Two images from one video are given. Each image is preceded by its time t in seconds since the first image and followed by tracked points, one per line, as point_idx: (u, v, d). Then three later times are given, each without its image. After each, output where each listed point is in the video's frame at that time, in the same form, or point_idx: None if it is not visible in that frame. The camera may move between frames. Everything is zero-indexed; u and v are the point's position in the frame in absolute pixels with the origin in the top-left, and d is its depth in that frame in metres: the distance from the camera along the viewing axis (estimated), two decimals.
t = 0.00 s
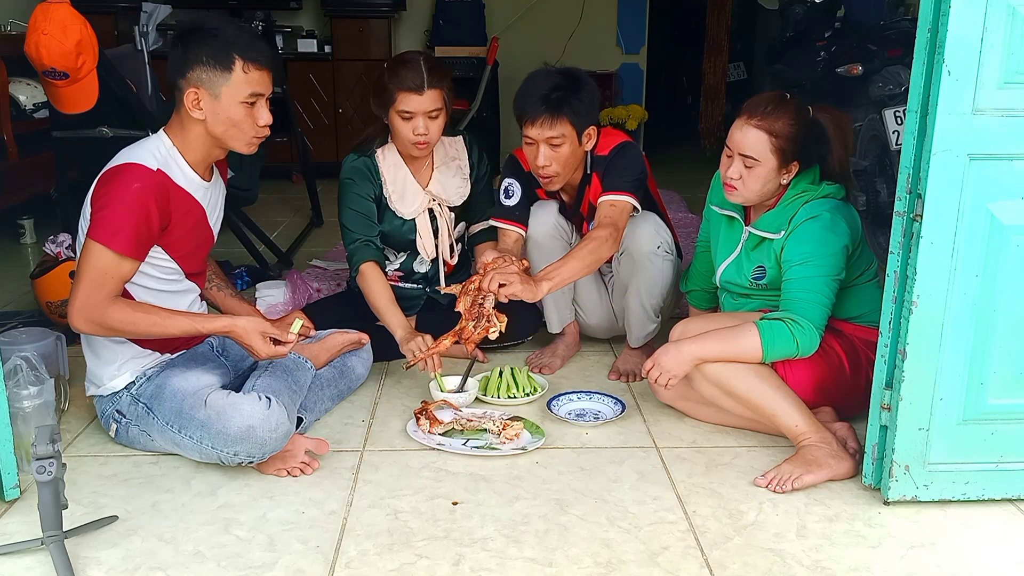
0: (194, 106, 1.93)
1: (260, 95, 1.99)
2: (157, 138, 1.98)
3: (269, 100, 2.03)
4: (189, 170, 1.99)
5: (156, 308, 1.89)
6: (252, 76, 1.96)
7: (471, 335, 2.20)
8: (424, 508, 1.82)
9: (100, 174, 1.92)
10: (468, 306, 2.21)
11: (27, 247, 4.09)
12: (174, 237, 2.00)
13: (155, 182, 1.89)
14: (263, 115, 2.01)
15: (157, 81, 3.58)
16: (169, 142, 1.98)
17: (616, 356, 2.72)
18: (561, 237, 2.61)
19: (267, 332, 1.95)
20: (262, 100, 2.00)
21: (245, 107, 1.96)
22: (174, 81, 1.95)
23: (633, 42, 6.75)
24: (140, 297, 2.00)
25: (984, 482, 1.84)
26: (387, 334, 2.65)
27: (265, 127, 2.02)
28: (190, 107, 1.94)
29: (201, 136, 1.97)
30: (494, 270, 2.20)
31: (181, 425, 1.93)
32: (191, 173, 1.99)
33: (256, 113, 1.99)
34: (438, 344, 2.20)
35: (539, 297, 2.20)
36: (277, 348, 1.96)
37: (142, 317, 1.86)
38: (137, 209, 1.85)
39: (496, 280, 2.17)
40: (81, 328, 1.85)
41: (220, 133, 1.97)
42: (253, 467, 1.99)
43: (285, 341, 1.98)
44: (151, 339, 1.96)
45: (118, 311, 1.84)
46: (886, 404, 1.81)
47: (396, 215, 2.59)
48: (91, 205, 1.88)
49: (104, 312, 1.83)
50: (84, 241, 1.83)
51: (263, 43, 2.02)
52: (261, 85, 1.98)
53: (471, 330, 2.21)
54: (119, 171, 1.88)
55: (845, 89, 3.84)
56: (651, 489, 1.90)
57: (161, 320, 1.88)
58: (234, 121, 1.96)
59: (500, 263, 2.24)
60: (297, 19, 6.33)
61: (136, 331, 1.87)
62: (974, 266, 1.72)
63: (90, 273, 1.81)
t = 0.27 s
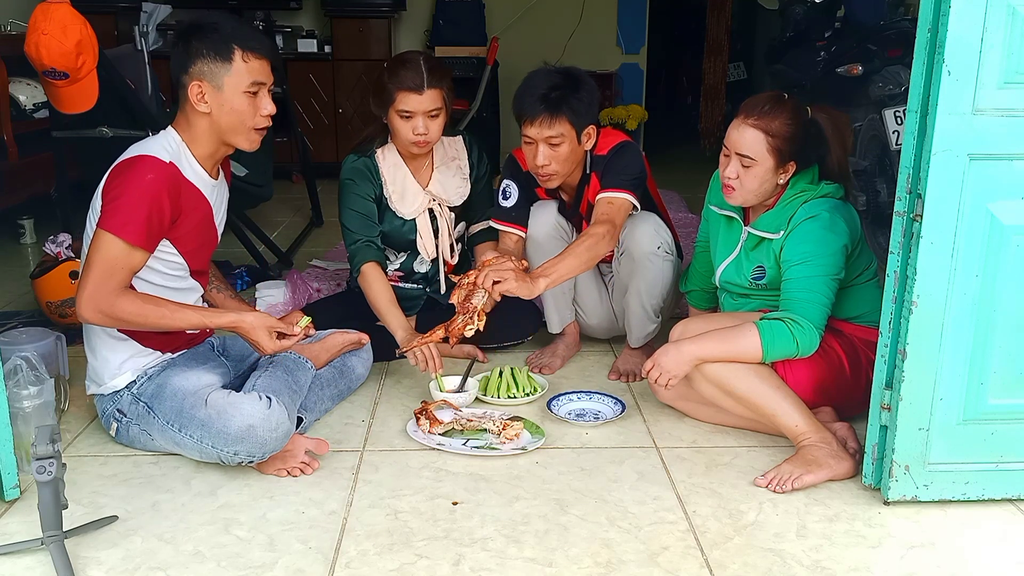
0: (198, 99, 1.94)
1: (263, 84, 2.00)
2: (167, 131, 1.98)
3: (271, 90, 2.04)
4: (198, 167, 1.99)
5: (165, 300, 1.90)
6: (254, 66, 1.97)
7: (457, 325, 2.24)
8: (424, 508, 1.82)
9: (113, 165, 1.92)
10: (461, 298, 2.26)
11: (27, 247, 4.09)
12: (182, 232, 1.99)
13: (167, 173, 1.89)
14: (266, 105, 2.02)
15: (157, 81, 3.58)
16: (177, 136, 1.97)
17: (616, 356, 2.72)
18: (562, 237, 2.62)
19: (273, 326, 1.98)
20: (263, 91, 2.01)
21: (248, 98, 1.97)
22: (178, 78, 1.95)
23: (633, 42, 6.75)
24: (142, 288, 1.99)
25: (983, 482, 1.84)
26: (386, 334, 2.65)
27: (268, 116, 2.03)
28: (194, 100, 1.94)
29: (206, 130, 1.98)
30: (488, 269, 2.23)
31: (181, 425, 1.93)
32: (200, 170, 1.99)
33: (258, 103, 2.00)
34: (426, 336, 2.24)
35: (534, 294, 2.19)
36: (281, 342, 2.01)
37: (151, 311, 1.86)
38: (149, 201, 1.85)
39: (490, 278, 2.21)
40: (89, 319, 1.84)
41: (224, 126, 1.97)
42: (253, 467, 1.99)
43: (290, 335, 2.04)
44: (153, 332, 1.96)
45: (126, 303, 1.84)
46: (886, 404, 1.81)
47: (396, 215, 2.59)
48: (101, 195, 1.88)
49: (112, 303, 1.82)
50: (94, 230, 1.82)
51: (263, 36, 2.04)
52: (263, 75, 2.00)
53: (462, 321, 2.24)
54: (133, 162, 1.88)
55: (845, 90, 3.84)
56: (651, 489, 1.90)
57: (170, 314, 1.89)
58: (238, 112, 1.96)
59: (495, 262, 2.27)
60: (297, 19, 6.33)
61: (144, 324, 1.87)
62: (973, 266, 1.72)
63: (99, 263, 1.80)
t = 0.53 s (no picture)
0: (193, 96, 1.94)
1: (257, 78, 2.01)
2: (168, 130, 1.98)
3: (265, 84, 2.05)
4: (200, 166, 1.99)
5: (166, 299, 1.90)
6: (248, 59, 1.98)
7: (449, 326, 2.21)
8: (424, 508, 1.82)
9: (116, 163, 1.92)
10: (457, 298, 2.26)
11: (27, 247, 4.09)
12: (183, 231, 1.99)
13: (170, 171, 1.90)
14: (261, 97, 2.01)
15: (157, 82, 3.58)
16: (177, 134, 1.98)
17: (616, 356, 2.72)
18: (562, 238, 2.62)
19: (273, 326, 1.99)
20: (258, 84, 2.01)
21: (242, 91, 1.97)
22: (172, 76, 1.96)
23: (633, 42, 6.75)
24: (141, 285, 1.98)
25: (984, 482, 1.84)
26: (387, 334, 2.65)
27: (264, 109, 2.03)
28: (189, 97, 1.95)
29: (203, 126, 1.98)
30: (482, 269, 2.22)
31: (181, 425, 1.93)
32: (201, 169, 1.99)
33: (254, 96, 1.99)
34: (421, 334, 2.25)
35: (530, 293, 2.19)
36: (280, 341, 2.02)
37: (152, 309, 1.86)
38: (151, 198, 1.85)
39: (485, 279, 2.19)
40: (90, 317, 1.84)
41: (221, 121, 1.97)
42: (253, 467, 1.99)
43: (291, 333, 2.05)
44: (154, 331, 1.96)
45: (128, 301, 1.83)
46: (886, 403, 1.81)
47: (396, 215, 2.59)
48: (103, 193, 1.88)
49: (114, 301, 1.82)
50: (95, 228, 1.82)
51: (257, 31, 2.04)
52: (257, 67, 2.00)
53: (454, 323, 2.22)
54: (134, 160, 1.88)
55: (845, 90, 3.84)
56: (651, 489, 1.90)
57: (171, 312, 1.89)
58: (234, 106, 1.96)
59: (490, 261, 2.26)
60: (297, 19, 6.33)
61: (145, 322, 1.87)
62: (973, 266, 1.72)
63: (101, 260, 1.80)
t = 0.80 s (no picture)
0: (183, 96, 1.94)
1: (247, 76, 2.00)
2: (158, 132, 1.97)
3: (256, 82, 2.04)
4: (191, 167, 2.00)
5: (159, 303, 1.91)
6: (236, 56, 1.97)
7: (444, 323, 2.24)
8: (424, 508, 1.82)
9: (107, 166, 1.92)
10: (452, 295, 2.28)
11: (27, 247, 4.09)
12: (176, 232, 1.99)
13: (161, 174, 1.89)
14: (253, 96, 2.00)
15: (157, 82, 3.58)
16: (169, 135, 1.98)
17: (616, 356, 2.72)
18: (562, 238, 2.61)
19: (267, 330, 1.99)
20: (248, 82, 2.01)
21: (232, 90, 1.96)
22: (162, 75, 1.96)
23: (633, 42, 6.75)
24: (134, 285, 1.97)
25: (984, 482, 1.84)
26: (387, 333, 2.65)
27: (255, 108, 2.01)
28: (180, 97, 1.94)
29: (195, 127, 1.97)
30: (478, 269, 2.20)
31: (181, 425, 1.93)
32: (194, 171, 2.00)
33: (244, 95, 1.99)
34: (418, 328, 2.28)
35: (527, 292, 2.18)
36: (273, 344, 2.01)
37: (145, 312, 1.87)
38: (142, 202, 1.85)
39: (479, 278, 2.18)
40: (83, 321, 1.84)
41: (211, 120, 1.97)
42: (253, 467, 1.99)
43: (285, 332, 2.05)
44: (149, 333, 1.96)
45: (121, 304, 1.84)
46: (886, 403, 1.81)
47: (396, 215, 2.59)
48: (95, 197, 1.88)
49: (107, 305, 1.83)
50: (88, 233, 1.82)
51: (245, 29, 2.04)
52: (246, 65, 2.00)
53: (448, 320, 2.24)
54: (125, 163, 1.87)
55: (845, 89, 3.84)
56: (651, 489, 1.90)
57: (165, 316, 1.89)
58: (224, 105, 1.96)
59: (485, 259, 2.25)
60: (297, 19, 6.33)
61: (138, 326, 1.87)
62: (974, 266, 1.72)
63: (93, 265, 1.80)
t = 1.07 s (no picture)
0: (184, 100, 1.94)
1: (251, 83, 2.00)
2: (154, 136, 1.97)
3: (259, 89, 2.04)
4: (189, 170, 1.99)
5: (153, 309, 1.91)
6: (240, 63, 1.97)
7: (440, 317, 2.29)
8: (424, 508, 1.82)
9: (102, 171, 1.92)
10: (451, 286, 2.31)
11: (27, 247, 4.09)
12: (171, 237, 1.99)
13: (155, 180, 1.89)
14: (254, 104, 2.01)
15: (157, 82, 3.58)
16: (166, 139, 1.98)
17: (616, 356, 2.72)
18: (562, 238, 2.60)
19: (260, 337, 1.97)
20: (251, 89, 2.01)
21: (235, 96, 1.96)
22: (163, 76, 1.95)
23: (633, 42, 6.75)
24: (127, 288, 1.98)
25: (984, 482, 1.84)
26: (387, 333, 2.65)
27: (257, 116, 2.02)
28: (181, 100, 1.94)
29: (193, 131, 1.98)
30: (478, 261, 2.20)
31: (181, 425, 1.93)
32: (189, 171, 1.99)
33: (247, 102, 1.99)
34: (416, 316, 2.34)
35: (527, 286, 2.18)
36: (266, 351, 2.00)
37: (138, 319, 1.87)
38: (136, 208, 1.85)
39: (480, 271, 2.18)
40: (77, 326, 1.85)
41: (212, 126, 1.97)
42: (253, 467, 1.99)
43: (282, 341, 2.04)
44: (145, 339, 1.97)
45: (114, 310, 1.84)
46: (886, 404, 1.81)
47: (396, 215, 2.59)
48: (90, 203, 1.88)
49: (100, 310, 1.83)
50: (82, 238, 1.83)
51: (248, 33, 2.03)
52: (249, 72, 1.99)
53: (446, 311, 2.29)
54: (119, 169, 1.88)
55: (844, 90, 3.84)
56: (651, 489, 1.90)
57: (158, 323, 1.89)
58: (225, 111, 1.96)
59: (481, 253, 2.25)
60: (297, 19, 6.34)
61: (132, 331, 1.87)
62: (974, 266, 1.72)
63: (86, 272, 1.81)
